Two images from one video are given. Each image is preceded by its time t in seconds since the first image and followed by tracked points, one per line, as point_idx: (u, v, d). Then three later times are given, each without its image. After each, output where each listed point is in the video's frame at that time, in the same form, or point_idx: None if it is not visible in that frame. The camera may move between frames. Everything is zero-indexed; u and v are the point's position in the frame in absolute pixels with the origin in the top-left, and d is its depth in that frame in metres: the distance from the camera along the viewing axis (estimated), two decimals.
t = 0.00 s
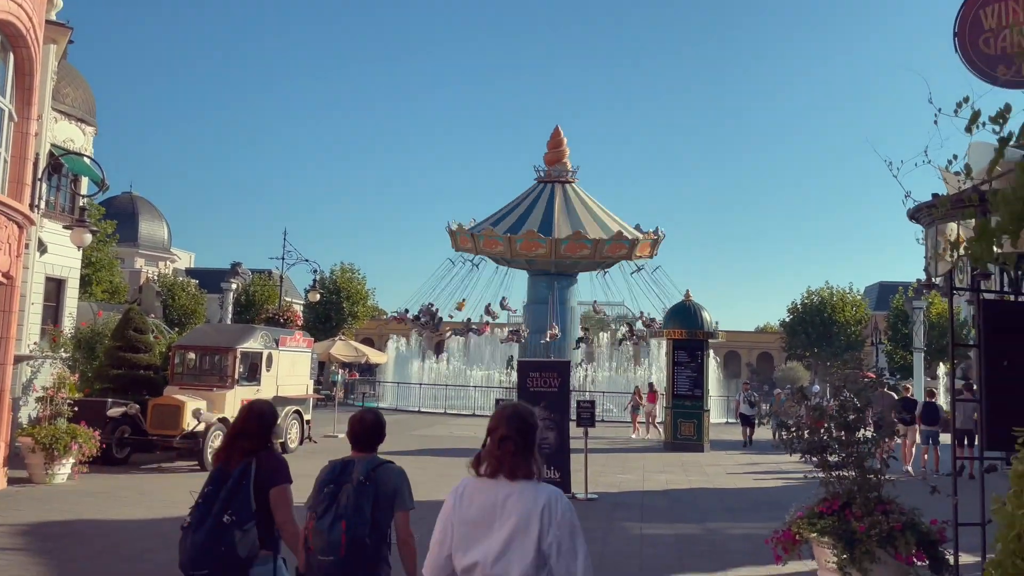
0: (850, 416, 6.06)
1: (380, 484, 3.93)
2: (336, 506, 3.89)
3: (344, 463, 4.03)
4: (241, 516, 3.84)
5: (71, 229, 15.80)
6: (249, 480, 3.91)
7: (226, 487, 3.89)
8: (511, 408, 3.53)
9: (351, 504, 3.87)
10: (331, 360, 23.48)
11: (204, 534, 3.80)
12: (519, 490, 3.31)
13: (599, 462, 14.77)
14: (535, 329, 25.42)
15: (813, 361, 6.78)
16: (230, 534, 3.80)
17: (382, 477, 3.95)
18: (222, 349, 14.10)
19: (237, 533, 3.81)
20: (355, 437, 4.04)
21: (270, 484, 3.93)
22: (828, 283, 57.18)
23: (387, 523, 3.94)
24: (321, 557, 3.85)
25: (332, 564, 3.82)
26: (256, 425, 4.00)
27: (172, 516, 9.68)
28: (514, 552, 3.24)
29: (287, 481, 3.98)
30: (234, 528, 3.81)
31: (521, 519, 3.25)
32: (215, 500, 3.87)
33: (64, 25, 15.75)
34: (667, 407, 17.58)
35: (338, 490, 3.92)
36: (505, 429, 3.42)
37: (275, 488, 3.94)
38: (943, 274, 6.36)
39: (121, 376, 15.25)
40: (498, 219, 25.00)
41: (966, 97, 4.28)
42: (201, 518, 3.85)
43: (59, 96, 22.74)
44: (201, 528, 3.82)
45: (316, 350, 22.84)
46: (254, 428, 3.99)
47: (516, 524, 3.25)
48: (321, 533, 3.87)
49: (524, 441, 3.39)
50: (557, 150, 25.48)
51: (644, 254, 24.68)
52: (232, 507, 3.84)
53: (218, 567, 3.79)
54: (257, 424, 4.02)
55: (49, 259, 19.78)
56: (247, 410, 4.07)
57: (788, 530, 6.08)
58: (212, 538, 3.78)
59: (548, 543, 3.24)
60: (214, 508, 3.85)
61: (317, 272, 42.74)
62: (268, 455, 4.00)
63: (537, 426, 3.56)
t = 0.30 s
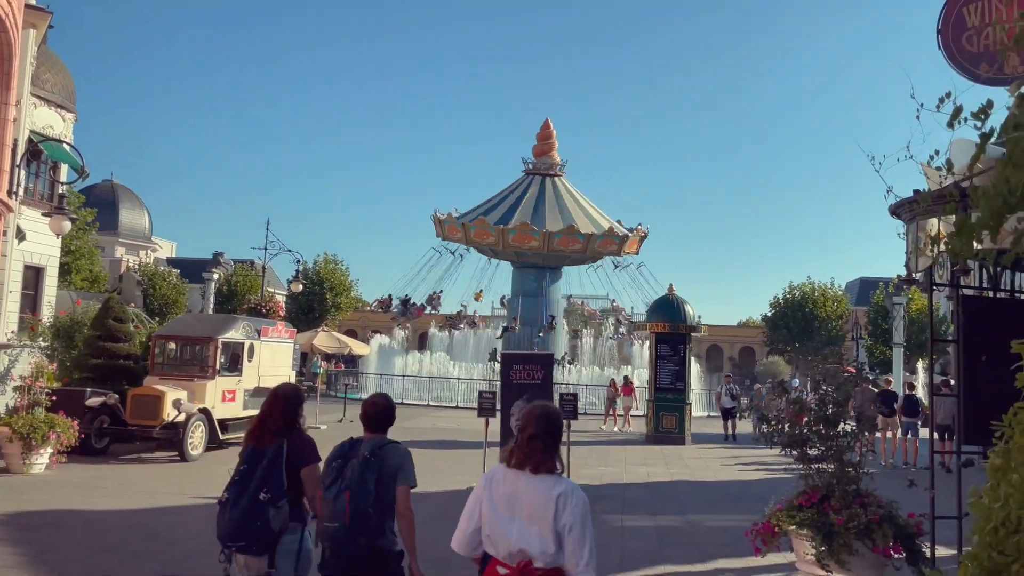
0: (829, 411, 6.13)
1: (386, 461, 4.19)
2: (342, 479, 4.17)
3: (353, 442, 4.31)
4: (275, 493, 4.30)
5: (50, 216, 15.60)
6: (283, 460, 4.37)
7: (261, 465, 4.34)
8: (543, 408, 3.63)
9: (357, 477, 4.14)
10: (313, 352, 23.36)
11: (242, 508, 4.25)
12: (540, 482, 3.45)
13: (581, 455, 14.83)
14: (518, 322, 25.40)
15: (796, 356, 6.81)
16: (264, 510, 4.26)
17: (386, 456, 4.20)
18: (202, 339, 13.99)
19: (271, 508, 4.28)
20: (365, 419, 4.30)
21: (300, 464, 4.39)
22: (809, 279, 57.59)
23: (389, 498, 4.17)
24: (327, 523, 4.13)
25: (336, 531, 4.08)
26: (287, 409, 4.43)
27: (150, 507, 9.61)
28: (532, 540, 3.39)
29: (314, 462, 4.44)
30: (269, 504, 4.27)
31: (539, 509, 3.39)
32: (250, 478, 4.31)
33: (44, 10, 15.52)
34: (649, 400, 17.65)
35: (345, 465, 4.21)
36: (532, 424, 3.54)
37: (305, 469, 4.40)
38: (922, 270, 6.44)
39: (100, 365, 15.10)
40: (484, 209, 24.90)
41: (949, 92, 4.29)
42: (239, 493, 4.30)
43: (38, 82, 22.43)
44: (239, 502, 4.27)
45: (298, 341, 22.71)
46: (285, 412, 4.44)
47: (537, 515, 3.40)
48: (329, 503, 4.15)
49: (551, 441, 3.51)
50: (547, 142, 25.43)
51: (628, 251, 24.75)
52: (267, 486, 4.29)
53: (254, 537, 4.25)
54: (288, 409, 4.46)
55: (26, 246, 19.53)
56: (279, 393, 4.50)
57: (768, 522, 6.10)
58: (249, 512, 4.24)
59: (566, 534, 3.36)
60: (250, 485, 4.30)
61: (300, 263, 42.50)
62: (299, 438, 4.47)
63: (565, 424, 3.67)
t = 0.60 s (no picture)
0: (818, 404, 6.11)
1: (411, 450, 4.27)
2: (369, 466, 4.21)
3: (377, 431, 4.36)
4: (294, 480, 4.35)
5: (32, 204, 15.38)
6: (302, 448, 4.41)
7: (281, 452, 4.38)
8: (570, 385, 3.82)
9: (383, 464, 4.20)
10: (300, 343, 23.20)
11: (262, 492, 4.30)
12: (574, 451, 3.62)
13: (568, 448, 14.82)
14: (507, 314, 25.35)
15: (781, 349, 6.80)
16: (284, 495, 4.31)
17: (412, 445, 4.28)
18: (187, 330, 13.86)
19: (290, 493, 4.32)
20: (390, 408, 4.36)
21: (319, 451, 4.45)
22: (797, 275, 57.87)
23: (414, 486, 4.26)
24: (355, 509, 4.17)
25: (364, 515, 4.13)
26: (307, 398, 4.48)
27: (133, 497, 9.51)
28: (567, 502, 3.54)
29: (333, 450, 4.51)
30: (288, 490, 4.32)
31: (574, 475, 3.57)
32: (271, 465, 4.36)
33: None
34: (636, 394, 17.66)
35: (372, 452, 4.25)
36: (565, 398, 3.72)
37: (324, 456, 4.46)
38: (911, 265, 6.43)
39: (83, 355, 14.92)
40: (475, 200, 24.75)
41: (948, 79, 4.27)
42: (259, 479, 4.34)
43: (21, 68, 22.12)
44: (260, 488, 4.31)
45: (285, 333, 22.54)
46: (306, 400, 4.48)
47: (571, 481, 3.57)
48: (356, 488, 4.20)
49: (583, 415, 3.70)
50: (539, 134, 25.32)
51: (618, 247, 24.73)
52: (287, 472, 4.34)
53: (273, 522, 4.29)
54: (308, 398, 4.51)
55: (9, 235, 19.28)
56: (300, 383, 4.56)
57: (755, 515, 6.08)
58: (269, 497, 4.29)
59: (595, 501, 3.58)
60: (270, 471, 4.34)
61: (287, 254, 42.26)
62: (318, 426, 4.52)
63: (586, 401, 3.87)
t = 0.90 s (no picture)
0: (813, 400, 6.04)
1: (430, 437, 4.64)
2: (391, 452, 4.60)
3: (398, 419, 4.73)
4: (316, 463, 4.55)
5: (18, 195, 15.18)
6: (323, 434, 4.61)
7: (302, 438, 4.58)
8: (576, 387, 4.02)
9: (405, 451, 4.57)
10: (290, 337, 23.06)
11: (286, 475, 4.51)
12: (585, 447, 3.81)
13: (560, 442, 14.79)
14: (499, 309, 25.28)
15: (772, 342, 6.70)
16: (306, 478, 4.50)
17: (430, 432, 4.66)
18: (176, 323, 13.73)
19: (312, 476, 4.52)
20: (408, 399, 4.74)
21: (338, 436, 4.63)
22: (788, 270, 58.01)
23: (432, 469, 4.64)
24: (379, 491, 4.55)
25: (387, 498, 4.51)
26: (325, 386, 4.66)
27: (120, 493, 9.40)
28: (579, 496, 3.71)
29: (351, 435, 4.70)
30: (310, 473, 4.52)
31: (585, 469, 3.76)
32: (292, 449, 4.57)
33: None
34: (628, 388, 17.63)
35: (394, 440, 4.62)
36: (573, 400, 3.91)
37: (343, 441, 4.64)
38: (909, 259, 6.37)
39: (70, 349, 14.76)
40: (468, 192, 24.62)
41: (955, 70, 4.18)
42: (283, 463, 4.55)
43: (7, 58, 21.85)
44: (283, 471, 4.53)
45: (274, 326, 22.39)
46: (325, 388, 4.66)
47: (582, 475, 3.75)
48: (380, 474, 4.57)
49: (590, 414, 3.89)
50: (533, 128, 25.21)
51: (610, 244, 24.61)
52: (308, 456, 4.55)
53: (297, 504, 4.49)
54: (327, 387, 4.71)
55: None
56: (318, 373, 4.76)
57: (749, 511, 6.04)
58: (292, 480, 4.49)
59: (605, 494, 3.76)
60: (293, 455, 4.56)
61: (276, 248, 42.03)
62: (337, 413, 4.70)
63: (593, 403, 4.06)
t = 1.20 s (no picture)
0: (813, 392, 5.96)
1: (450, 429, 4.70)
2: (413, 444, 4.66)
3: (417, 413, 4.78)
4: (348, 459, 4.68)
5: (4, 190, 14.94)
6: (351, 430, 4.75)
7: (331, 435, 4.70)
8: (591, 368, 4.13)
9: (427, 442, 4.64)
10: (281, 333, 22.87)
11: (322, 471, 4.62)
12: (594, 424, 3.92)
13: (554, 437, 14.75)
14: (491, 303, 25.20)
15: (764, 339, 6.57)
16: (341, 472, 4.63)
17: (449, 423, 4.71)
18: (165, 319, 13.57)
19: (346, 471, 4.65)
20: (425, 393, 4.79)
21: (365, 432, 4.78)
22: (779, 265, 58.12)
23: (452, 460, 4.70)
24: (402, 482, 4.60)
25: (410, 488, 4.57)
26: (350, 383, 4.80)
27: (110, 491, 9.26)
28: (590, 472, 3.85)
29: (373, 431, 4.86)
30: (344, 468, 4.65)
31: (600, 446, 3.89)
32: (324, 446, 4.69)
33: None
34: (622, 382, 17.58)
35: (415, 432, 4.68)
36: (588, 381, 4.02)
37: (366, 437, 4.81)
38: (907, 251, 6.28)
39: (58, 346, 14.57)
40: (460, 184, 24.45)
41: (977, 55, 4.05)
42: (317, 460, 4.66)
43: None
44: (319, 468, 4.63)
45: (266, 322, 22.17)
46: (350, 386, 4.80)
47: (597, 452, 3.88)
48: (402, 464, 4.64)
49: (605, 393, 4.00)
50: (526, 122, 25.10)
51: (601, 240, 24.46)
52: (341, 451, 4.68)
53: (332, 498, 4.63)
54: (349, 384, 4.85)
55: None
56: (340, 370, 4.89)
57: (749, 506, 5.97)
58: (328, 475, 4.61)
59: (616, 468, 3.90)
60: (325, 452, 4.67)
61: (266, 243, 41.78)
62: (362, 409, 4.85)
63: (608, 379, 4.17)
